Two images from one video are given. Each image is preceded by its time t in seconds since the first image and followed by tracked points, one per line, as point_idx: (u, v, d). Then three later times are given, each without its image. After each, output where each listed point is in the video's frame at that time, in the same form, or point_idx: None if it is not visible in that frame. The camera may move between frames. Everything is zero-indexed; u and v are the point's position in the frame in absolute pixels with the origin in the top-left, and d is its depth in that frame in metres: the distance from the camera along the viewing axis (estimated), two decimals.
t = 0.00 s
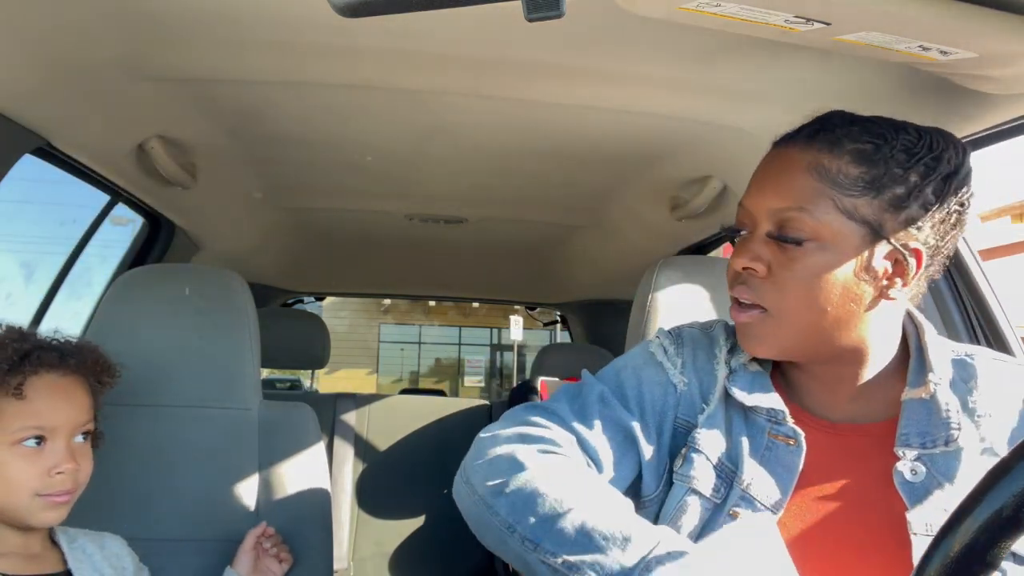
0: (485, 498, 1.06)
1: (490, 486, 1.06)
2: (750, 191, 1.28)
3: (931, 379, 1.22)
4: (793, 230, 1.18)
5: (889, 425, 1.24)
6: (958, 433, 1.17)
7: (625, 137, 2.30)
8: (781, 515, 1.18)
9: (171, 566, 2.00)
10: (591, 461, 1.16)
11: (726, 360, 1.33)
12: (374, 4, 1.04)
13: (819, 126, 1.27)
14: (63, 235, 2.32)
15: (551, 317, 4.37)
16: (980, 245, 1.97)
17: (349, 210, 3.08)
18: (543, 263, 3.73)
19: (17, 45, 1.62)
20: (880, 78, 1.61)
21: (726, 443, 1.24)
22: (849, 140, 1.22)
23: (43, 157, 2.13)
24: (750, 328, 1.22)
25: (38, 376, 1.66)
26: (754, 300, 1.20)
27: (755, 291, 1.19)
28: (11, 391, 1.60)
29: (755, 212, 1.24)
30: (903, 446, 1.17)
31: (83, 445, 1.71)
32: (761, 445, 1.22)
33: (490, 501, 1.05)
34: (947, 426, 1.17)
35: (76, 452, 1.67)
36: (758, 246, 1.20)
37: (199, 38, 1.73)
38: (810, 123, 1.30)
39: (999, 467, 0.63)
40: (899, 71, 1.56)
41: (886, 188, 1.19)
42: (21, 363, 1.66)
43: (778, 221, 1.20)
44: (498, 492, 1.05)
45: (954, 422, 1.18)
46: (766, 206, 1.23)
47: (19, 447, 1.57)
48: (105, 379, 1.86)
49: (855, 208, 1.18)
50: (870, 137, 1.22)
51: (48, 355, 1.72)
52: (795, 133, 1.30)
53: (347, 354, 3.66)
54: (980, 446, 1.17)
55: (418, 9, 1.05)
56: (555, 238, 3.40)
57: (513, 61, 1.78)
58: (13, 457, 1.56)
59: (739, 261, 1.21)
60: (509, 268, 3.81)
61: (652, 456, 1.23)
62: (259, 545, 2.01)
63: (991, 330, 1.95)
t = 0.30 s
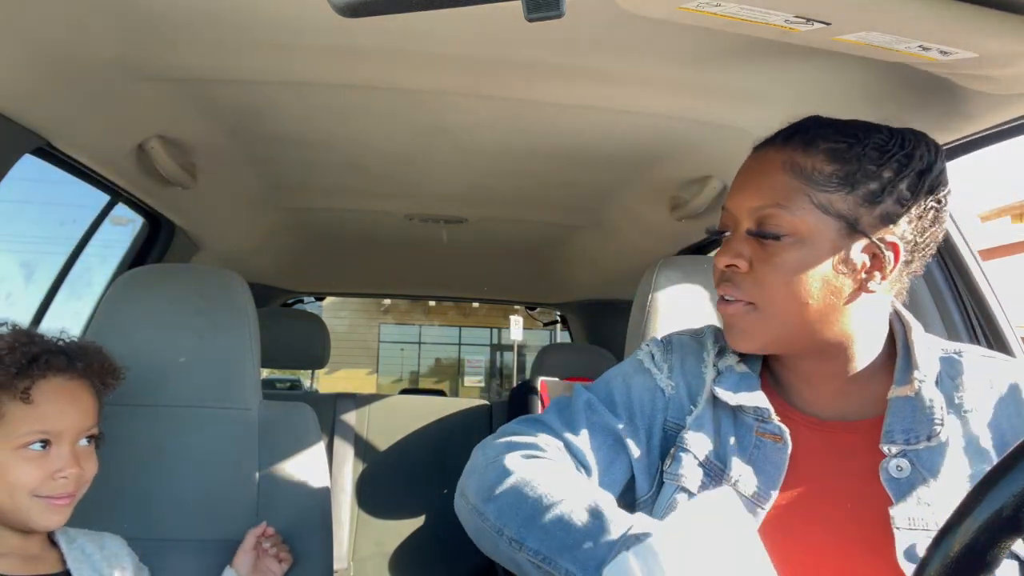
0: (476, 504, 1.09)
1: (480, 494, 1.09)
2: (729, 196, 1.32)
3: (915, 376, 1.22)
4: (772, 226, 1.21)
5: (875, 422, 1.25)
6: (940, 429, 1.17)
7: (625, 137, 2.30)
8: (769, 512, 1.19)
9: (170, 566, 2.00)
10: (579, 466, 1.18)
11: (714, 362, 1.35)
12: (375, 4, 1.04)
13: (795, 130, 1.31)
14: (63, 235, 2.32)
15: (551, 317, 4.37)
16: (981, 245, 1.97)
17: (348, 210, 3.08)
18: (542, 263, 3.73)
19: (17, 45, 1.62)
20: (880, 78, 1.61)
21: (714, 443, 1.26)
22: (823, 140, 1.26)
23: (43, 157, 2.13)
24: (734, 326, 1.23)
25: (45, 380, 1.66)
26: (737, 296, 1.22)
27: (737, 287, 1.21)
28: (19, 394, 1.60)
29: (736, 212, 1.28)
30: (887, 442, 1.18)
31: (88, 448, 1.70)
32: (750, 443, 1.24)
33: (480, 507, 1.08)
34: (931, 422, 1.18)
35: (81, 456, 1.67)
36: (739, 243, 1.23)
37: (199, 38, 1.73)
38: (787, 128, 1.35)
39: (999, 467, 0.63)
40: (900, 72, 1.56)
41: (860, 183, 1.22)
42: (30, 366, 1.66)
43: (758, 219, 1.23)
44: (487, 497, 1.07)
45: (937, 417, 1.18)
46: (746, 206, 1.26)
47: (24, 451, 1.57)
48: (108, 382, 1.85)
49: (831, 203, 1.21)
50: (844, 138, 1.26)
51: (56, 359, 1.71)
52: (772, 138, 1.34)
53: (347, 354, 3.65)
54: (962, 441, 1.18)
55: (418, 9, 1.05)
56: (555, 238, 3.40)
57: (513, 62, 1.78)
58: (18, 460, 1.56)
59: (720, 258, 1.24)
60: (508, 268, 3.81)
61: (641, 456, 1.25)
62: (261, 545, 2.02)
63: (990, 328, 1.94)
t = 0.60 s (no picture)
0: (471, 519, 1.10)
1: (476, 509, 1.10)
2: (717, 200, 1.33)
3: (908, 376, 1.22)
4: (759, 229, 1.22)
5: (868, 422, 1.25)
6: (934, 427, 1.17)
7: (626, 137, 2.30)
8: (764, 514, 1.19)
9: (170, 566, 2.00)
10: (573, 473, 1.19)
11: (707, 366, 1.36)
12: (375, 4, 1.04)
13: (780, 132, 1.32)
14: (63, 235, 2.32)
15: (551, 317, 4.38)
16: (981, 245, 1.97)
17: (348, 210, 3.09)
18: (542, 264, 3.74)
19: (18, 41, 1.61)
20: (880, 78, 1.61)
21: (707, 446, 1.27)
22: (807, 141, 1.27)
23: (43, 157, 2.13)
24: (727, 329, 1.23)
25: (62, 384, 1.65)
26: (728, 299, 1.22)
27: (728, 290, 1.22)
28: (37, 397, 1.59)
29: (724, 216, 1.28)
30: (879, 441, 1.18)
31: (97, 451, 1.69)
32: (743, 446, 1.25)
33: (476, 523, 1.09)
34: (924, 420, 1.17)
35: (92, 459, 1.66)
36: (727, 247, 1.24)
37: (201, 37, 1.73)
38: (772, 130, 1.35)
39: (998, 467, 0.63)
40: (900, 72, 1.56)
41: (844, 183, 1.23)
42: (47, 368, 1.65)
43: (745, 222, 1.24)
44: (482, 512, 1.08)
45: (931, 415, 1.17)
46: (733, 209, 1.27)
47: (39, 454, 1.56)
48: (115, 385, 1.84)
49: (817, 204, 1.22)
50: (828, 138, 1.27)
51: (71, 361, 1.70)
52: (757, 141, 1.35)
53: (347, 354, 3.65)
54: (957, 439, 1.18)
55: (418, 9, 1.05)
56: (555, 238, 3.40)
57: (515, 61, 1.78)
58: (32, 462, 1.54)
59: (709, 262, 1.24)
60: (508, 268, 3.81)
61: (634, 461, 1.26)
62: (262, 545, 2.01)
63: (989, 325, 1.92)
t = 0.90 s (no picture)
0: (468, 522, 1.10)
1: (472, 511, 1.10)
2: (713, 203, 1.32)
3: (908, 376, 1.22)
4: (756, 229, 1.22)
5: (867, 422, 1.25)
6: (935, 427, 1.16)
7: (625, 137, 2.30)
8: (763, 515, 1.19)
9: (170, 566, 1.99)
10: (570, 478, 1.20)
11: (705, 367, 1.36)
12: (375, 4, 1.04)
13: (776, 133, 1.32)
14: (63, 235, 2.32)
15: (551, 317, 4.38)
16: (981, 246, 1.97)
17: (348, 210, 3.09)
18: (543, 263, 3.74)
19: (18, 41, 1.61)
20: (880, 79, 1.61)
21: (706, 449, 1.26)
22: (803, 141, 1.27)
23: (43, 157, 2.13)
24: (726, 330, 1.23)
25: (73, 388, 1.65)
26: (726, 300, 1.22)
27: (726, 292, 1.21)
28: (48, 399, 1.59)
29: (721, 218, 1.28)
30: (880, 442, 1.18)
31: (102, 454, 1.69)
32: (742, 448, 1.25)
33: (473, 525, 1.09)
34: (924, 421, 1.17)
35: (99, 462, 1.66)
36: (725, 248, 1.23)
37: (201, 36, 1.73)
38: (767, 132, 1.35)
39: (999, 467, 0.63)
40: (900, 72, 1.56)
41: (840, 183, 1.23)
42: (57, 371, 1.64)
43: (742, 223, 1.24)
44: (479, 514, 1.09)
45: (931, 416, 1.17)
46: (730, 210, 1.27)
47: (47, 456, 1.56)
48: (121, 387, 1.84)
49: (813, 204, 1.22)
50: (823, 138, 1.27)
51: (81, 365, 1.70)
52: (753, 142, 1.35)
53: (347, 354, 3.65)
54: (957, 439, 1.18)
55: (418, 9, 1.05)
56: (555, 238, 3.40)
57: (516, 61, 1.78)
58: (41, 464, 1.55)
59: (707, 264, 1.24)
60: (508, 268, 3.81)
61: (631, 463, 1.26)
62: (262, 546, 2.01)
63: (989, 326, 1.92)
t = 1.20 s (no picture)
0: (461, 509, 1.10)
1: (465, 495, 1.10)
2: (711, 203, 1.32)
3: (906, 375, 1.22)
4: (756, 229, 1.22)
5: (866, 422, 1.25)
6: (933, 425, 1.17)
7: (625, 137, 2.30)
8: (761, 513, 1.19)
9: (169, 565, 2.00)
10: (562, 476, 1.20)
11: (702, 367, 1.36)
12: (376, 4, 1.04)
13: (773, 133, 1.32)
14: (63, 235, 2.32)
15: (551, 317, 4.38)
16: (981, 246, 1.97)
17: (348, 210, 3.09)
18: (543, 263, 3.73)
19: (17, 41, 1.61)
20: (880, 79, 1.61)
21: (702, 449, 1.27)
22: (800, 140, 1.27)
23: (43, 157, 2.13)
24: (726, 330, 1.23)
25: (71, 387, 1.65)
26: (727, 300, 1.22)
27: (727, 292, 1.21)
28: (47, 399, 1.59)
29: (720, 217, 1.28)
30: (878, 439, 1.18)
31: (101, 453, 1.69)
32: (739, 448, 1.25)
33: (465, 509, 1.09)
34: (922, 419, 1.18)
35: (97, 461, 1.66)
36: (725, 248, 1.23)
37: (200, 36, 1.73)
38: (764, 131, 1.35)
39: (999, 467, 0.63)
40: (899, 72, 1.56)
41: (838, 182, 1.23)
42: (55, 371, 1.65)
43: (742, 222, 1.24)
44: (471, 496, 1.09)
45: (929, 414, 1.18)
46: (729, 210, 1.27)
47: (46, 456, 1.56)
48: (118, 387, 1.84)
49: (812, 203, 1.22)
50: (821, 138, 1.27)
51: (79, 365, 1.70)
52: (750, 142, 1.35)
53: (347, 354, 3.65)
54: (956, 437, 1.18)
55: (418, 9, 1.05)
56: (555, 238, 3.40)
57: (516, 62, 1.78)
58: (39, 463, 1.55)
59: (707, 264, 1.24)
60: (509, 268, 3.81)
61: (622, 464, 1.27)
62: (262, 546, 2.01)
63: (989, 326, 1.92)
